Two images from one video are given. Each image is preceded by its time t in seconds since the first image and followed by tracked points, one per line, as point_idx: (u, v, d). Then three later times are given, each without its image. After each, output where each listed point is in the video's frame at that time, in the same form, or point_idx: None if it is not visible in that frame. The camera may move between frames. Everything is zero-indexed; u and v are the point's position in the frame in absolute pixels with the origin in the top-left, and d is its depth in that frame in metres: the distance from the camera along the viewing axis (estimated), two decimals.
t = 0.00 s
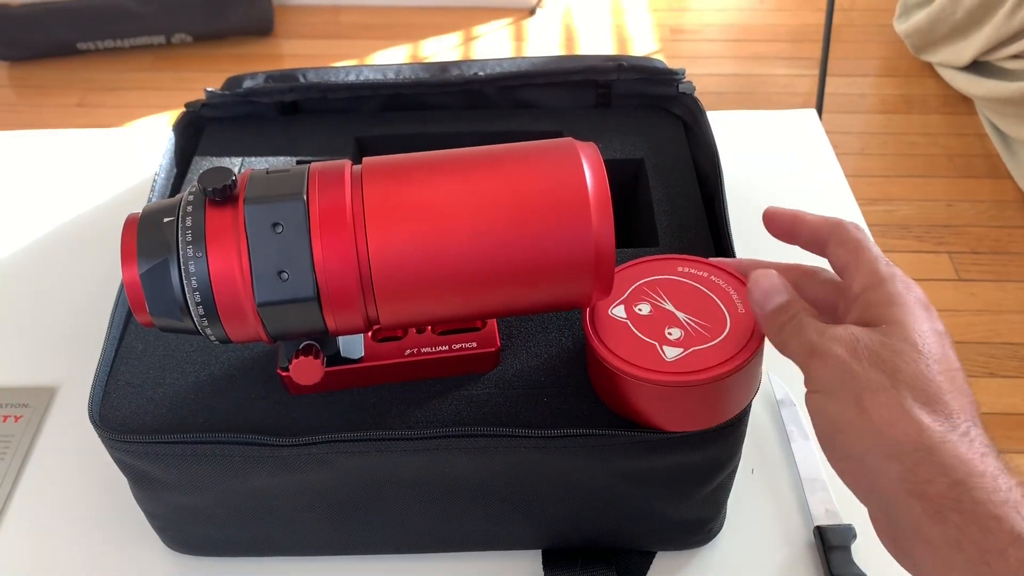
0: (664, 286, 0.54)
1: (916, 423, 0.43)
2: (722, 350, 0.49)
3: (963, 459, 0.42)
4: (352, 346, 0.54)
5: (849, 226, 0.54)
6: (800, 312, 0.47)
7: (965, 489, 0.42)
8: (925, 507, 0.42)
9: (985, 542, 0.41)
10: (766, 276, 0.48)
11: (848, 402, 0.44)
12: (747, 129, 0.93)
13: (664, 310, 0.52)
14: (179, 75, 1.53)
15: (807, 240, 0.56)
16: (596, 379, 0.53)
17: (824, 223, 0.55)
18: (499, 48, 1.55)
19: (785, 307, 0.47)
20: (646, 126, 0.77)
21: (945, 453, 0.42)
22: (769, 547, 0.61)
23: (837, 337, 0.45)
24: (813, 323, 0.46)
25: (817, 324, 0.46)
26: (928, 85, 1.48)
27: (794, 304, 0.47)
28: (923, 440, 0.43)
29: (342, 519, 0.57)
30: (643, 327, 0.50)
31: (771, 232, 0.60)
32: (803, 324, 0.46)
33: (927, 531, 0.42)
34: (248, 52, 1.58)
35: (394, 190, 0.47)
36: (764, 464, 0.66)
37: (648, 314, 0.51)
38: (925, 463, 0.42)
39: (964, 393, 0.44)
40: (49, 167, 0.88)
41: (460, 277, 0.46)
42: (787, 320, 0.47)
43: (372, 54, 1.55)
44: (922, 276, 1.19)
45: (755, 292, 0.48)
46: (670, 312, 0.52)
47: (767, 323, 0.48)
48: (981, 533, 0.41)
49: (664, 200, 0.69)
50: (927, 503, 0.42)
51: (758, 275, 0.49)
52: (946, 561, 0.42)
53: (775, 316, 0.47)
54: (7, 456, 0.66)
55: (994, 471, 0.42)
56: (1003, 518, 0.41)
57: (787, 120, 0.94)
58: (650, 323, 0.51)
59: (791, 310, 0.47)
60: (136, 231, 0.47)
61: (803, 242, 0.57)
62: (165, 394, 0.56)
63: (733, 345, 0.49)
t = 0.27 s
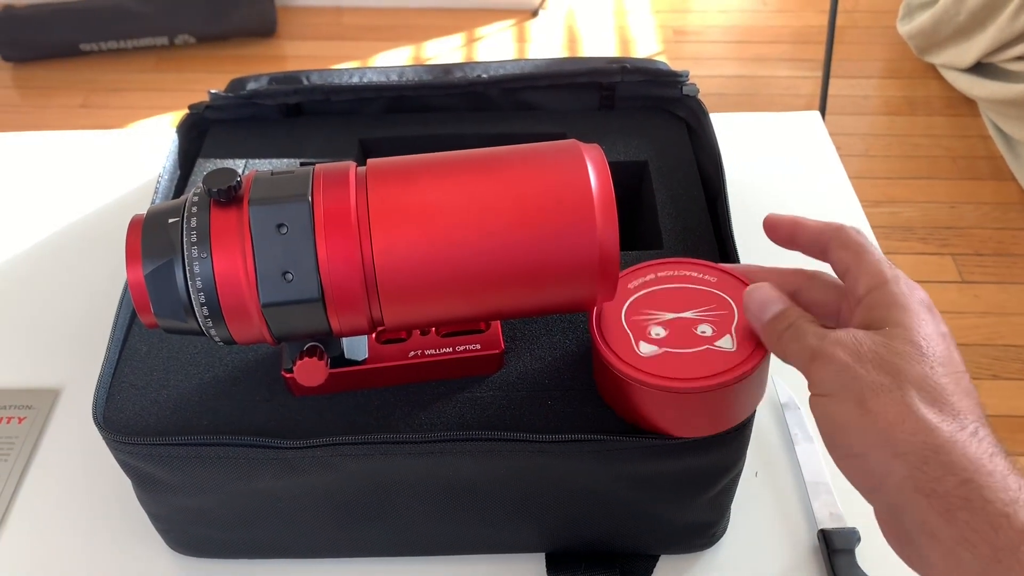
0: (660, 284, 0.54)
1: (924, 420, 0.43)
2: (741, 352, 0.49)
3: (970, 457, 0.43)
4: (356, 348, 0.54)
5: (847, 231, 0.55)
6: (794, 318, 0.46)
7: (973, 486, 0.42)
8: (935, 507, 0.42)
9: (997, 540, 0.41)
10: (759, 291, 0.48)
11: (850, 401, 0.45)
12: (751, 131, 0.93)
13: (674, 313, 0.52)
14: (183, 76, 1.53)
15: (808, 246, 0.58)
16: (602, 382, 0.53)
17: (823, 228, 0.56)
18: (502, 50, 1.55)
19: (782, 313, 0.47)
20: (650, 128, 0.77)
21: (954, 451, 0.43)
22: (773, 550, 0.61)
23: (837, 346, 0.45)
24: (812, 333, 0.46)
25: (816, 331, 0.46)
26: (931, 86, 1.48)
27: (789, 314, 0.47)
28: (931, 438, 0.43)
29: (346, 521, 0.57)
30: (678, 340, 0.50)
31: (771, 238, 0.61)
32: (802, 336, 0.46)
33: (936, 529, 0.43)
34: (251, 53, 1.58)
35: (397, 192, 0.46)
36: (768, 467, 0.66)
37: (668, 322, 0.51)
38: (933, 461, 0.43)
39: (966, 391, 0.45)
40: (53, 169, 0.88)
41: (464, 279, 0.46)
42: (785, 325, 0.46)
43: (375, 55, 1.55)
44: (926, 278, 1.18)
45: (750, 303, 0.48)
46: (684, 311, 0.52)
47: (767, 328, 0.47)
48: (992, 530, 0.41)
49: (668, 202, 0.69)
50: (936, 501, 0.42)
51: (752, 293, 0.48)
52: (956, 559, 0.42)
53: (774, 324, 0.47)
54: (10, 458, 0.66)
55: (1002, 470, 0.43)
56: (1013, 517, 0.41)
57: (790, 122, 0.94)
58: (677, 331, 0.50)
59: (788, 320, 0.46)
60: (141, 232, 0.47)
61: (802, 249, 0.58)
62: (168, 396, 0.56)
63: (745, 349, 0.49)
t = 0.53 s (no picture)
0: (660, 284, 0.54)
1: (941, 421, 0.40)
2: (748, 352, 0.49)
3: (988, 458, 0.39)
4: (358, 349, 0.54)
5: (854, 239, 0.54)
6: (781, 333, 0.46)
7: (992, 488, 0.39)
8: (954, 507, 0.39)
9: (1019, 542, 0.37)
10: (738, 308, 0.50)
11: (864, 401, 0.41)
12: (754, 132, 0.93)
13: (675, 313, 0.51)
14: (185, 76, 1.53)
15: (811, 255, 0.56)
16: (605, 383, 0.53)
17: (828, 235, 0.55)
18: (503, 50, 1.55)
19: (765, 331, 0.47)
20: (652, 129, 0.77)
21: (972, 452, 0.39)
22: (776, 551, 0.61)
23: (846, 350, 0.43)
24: (808, 340, 0.45)
25: (808, 339, 0.45)
26: (933, 87, 1.48)
27: (774, 327, 0.47)
28: (948, 438, 0.40)
29: (348, 521, 0.57)
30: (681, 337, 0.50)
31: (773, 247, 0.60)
32: (794, 346, 0.45)
33: (954, 532, 0.39)
34: (253, 53, 1.58)
35: (401, 194, 0.46)
36: (771, 467, 0.66)
37: (673, 322, 0.51)
38: (952, 461, 0.39)
39: (970, 392, 0.42)
40: (56, 169, 0.88)
41: (465, 280, 0.46)
42: (774, 339, 0.46)
43: (377, 55, 1.55)
44: (927, 279, 1.18)
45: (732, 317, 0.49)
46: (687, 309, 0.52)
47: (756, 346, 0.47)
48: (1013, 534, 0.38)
49: (671, 203, 0.69)
50: (955, 502, 0.39)
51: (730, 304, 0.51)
52: (974, 562, 0.39)
53: (759, 338, 0.47)
54: (14, 458, 0.66)
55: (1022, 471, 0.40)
56: None
57: (792, 122, 0.94)
58: (684, 329, 0.50)
59: (772, 333, 0.46)
60: (144, 234, 0.47)
61: (805, 257, 0.57)
62: (171, 396, 0.56)
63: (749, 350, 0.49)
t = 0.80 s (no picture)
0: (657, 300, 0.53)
1: (950, 435, 0.43)
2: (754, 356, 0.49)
3: (998, 468, 0.43)
4: (359, 351, 0.54)
5: (841, 246, 0.55)
6: (759, 359, 0.44)
7: (1005, 497, 0.43)
8: (967, 519, 0.43)
9: None
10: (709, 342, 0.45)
11: (872, 425, 0.44)
12: (755, 134, 0.93)
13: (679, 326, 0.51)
14: (186, 78, 1.53)
15: (798, 264, 0.57)
16: (608, 384, 0.53)
17: (814, 244, 0.56)
18: (504, 52, 1.55)
19: (737, 362, 0.44)
20: (653, 131, 0.77)
21: (984, 464, 0.43)
22: (776, 553, 0.61)
23: (840, 369, 0.44)
24: (794, 367, 0.44)
25: (790, 365, 0.44)
26: (934, 89, 1.48)
27: (749, 354, 0.44)
28: (960, 452, 0.43)
29: (350, 523, 0.57)
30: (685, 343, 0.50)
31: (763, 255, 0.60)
32: (778, 376, 0.44)
33: (969, 542, 0.43)
34: (254, 55, 1.58)
35: (403, 196, 0.47)
36: (771, 469, 0.66)
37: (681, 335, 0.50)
38: (965, 475, 0.43)
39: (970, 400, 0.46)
40: (57, 171, 0.88)
41: (468, 283, 0.46)
42: (751, 370, 0.44)
43: (378, 57, 1.55)
44: (928, 281, 1.18)
45: (704, 356, 0.45)
46: (693, 319, 0.52)
47: (732, 382, 0.44)
48: None
49: (672, 205, 0.69)
50: (971, 514, 0.43)
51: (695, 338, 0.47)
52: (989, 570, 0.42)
53: (735, 374, 0.44)
54: (14, 461, 0.66)
55: None
56: None
57: (793, 124, 0.94)
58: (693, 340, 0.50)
59: (749, 361, 0.44)
60: (146, 235, 0.47)
61: (793, 265, 0.58)
62: (173, 398, 0.56)
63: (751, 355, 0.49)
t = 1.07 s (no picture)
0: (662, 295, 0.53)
1: (957, 434, 0.42)
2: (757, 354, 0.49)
3: (1003, 468, 0.42)
4: (358, 350, 0.54)
5: (853, 241, 0.53)
6: (767, 331, 0.45)
7: (1009, 498, 0.41)
8: (970, 518, 0.42)
9: None
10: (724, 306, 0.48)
11: (879, 420, 0.42)
12: (754, 134, 0.93)
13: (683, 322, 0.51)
14: (186, 78, 1.53)
15: (813, 255, 0.56)
16: (609, 383, 0.53)
17: (825, 239, 0.55)
18: (503, 52, 1.55)
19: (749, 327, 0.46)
20: (652, 130, 0.77)
21: (990, 464, 0.42)
22: (776, 553, 0.61)
23: (851, 361, 0.43)
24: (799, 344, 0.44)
25: (799, 340, 0.44)
26: (933, 89, 1.48)
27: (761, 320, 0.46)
28: (966, 452, 0.41)
29: (349, 523, 0.57)
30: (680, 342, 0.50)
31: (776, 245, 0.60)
32: (786, 350, 0.44)
33: (970, 541, 0.42)
34: (254, 56, 1.58)
35: (402, 195, 0.46)
36: (770, 469, 0.66)
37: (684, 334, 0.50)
38: (970, 474, 0.41)
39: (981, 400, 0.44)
40: (56, 171, 0.88)
41: (468, 282, 0.46)
42: (759, 339, 0.45)
43: (377, 58, 1.56)
44: (928, 281, 1.18)
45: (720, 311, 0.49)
46: (694, 314, 0.52)
47: (739, 344, 0.46)
48: None
49: (672, 205, 0.69)
50: (972, 513, 0.42)
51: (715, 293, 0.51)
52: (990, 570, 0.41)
53: (745, 334, 0.46)
54: (13, 461, 0.66)
55: None
56: None
57: (792, 124, 0.94)
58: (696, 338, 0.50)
59: (758, 328, 0.46)
60: (145, 235, 0.47)
61: (807, 257, 0.57)
62: (171, 397, 0.56)
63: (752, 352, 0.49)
